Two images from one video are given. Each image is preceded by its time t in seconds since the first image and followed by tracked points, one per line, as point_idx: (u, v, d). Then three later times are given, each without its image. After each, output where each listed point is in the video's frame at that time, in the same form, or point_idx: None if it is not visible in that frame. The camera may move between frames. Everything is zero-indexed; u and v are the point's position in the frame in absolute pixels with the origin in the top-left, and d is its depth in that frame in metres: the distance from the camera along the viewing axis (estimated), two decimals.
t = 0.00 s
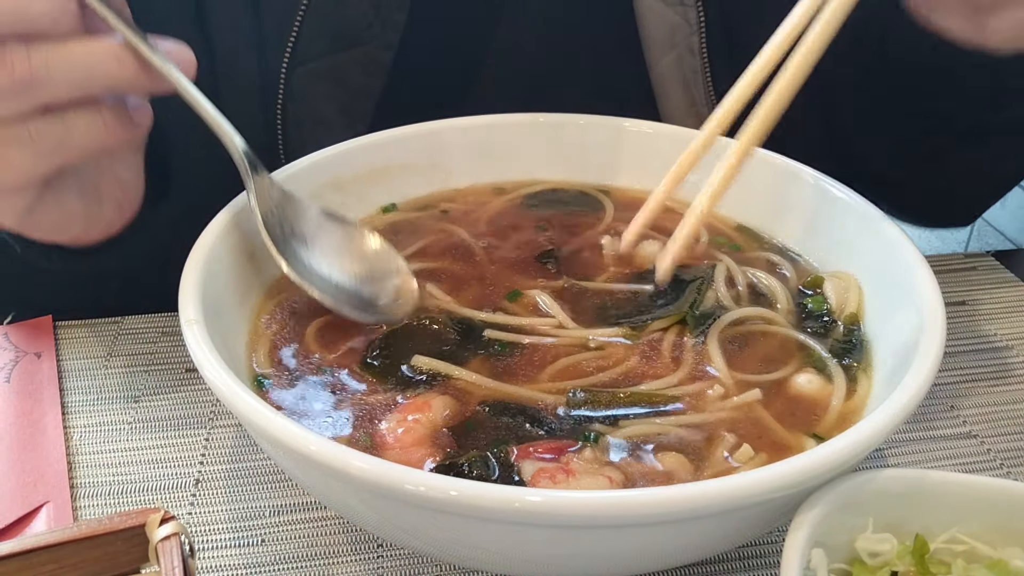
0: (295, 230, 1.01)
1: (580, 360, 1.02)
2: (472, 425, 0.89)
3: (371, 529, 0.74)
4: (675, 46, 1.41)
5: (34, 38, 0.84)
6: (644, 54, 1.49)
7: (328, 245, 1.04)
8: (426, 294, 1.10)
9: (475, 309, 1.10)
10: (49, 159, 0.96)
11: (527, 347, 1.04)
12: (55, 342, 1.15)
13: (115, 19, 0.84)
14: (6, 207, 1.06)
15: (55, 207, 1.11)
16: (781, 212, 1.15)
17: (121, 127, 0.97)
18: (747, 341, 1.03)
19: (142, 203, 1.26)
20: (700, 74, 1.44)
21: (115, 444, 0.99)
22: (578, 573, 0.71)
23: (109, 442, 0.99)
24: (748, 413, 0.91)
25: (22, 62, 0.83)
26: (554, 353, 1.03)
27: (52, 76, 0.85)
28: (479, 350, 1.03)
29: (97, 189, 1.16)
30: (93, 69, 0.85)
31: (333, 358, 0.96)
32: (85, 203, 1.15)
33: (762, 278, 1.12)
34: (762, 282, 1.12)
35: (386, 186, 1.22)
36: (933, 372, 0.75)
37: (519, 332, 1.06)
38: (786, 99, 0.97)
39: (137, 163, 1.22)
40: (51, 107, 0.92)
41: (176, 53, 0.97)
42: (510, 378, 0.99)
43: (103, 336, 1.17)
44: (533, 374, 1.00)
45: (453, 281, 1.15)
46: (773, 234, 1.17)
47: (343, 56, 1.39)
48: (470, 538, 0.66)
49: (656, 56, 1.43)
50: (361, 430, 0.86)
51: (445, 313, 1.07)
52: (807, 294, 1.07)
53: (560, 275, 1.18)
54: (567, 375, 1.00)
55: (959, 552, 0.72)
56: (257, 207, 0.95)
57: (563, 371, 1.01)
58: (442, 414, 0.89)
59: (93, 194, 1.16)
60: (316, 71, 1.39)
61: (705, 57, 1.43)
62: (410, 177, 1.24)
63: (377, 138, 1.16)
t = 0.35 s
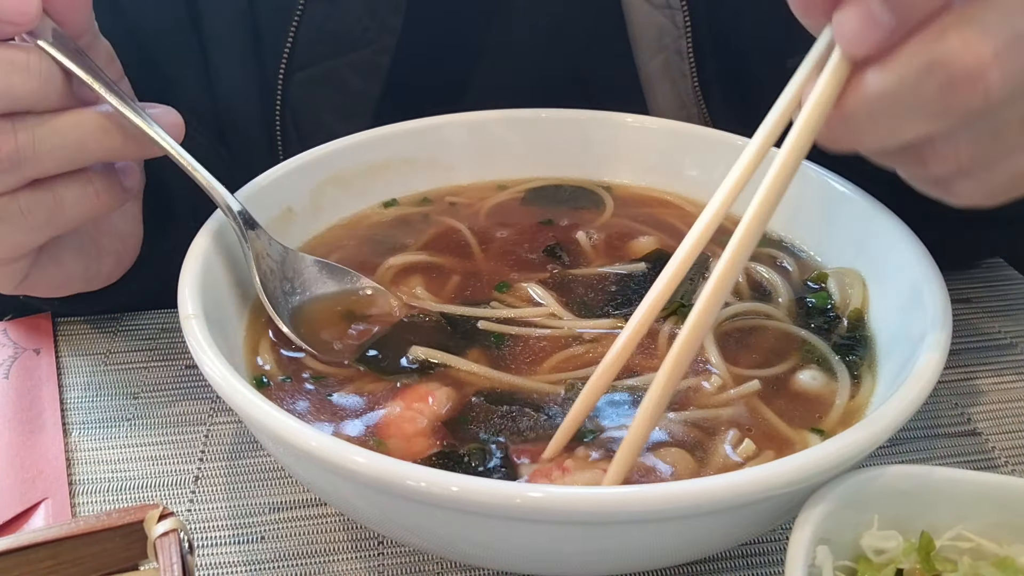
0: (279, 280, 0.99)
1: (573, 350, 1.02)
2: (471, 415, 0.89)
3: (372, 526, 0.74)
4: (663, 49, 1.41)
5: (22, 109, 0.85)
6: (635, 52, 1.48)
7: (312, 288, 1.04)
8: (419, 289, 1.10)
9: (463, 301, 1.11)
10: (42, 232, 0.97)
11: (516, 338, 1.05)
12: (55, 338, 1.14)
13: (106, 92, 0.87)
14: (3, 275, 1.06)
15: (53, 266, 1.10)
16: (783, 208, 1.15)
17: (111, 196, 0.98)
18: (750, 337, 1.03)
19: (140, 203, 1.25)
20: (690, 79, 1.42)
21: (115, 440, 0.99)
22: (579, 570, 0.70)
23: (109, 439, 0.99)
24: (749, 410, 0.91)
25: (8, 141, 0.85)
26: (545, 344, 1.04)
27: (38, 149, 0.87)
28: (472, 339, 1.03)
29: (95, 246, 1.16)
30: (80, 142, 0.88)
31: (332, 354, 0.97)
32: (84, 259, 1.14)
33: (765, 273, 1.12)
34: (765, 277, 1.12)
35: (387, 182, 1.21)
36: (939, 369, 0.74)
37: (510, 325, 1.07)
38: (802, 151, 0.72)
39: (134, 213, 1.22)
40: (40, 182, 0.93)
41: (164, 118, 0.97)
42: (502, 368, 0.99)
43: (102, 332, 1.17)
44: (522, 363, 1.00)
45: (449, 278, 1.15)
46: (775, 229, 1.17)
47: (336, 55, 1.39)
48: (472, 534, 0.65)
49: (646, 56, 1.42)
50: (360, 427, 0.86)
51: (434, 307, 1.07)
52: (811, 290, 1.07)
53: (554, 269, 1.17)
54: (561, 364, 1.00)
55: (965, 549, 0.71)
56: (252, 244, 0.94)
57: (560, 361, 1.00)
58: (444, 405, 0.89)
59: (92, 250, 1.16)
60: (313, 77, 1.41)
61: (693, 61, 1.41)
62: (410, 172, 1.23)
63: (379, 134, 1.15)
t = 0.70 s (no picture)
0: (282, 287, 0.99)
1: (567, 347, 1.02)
2: (466, 413, 0.89)
3: (373, 525, 0.74)
4: (660, 55, 1.40)
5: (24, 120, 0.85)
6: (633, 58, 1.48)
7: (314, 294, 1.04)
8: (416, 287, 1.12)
9: (457, 298, 1.12)
10: (45, 243, 0.97)
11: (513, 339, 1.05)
12: (55, 338, 1.14)
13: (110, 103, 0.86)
14: (6, 284, 1.06)
15: (55, 276, 1.10)
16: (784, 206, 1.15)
17: (113, 204, 0.99)
18: (752, 336, 1.03)
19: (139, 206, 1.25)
20: (688, 85, 1.41)
21: (116, 439, 0.99)
22: (580, 568, 0.70)
23: (110, 438, 0.99)
24: (749, 409, 0.91)
25: (13, 152, 0.85)
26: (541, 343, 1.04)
27: (42, 160, 0.87)
28: (464, 338, 1.04)
29: (96, 254, 1.17)
30: (85, 152, 0.89)
31: (330, 350, 0.97)
32: (85, 269, 1.14)
33: (767, 272, 1.12)
34: (765, 276, 1.12)
35: (388, 180, 1.21)
36: (940, 369, 0.74)
37: (506, 321, 1.08)
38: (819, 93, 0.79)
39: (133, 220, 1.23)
40: (43, 193, 0.93)
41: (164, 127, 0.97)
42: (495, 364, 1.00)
43: (103, 331, 1.17)
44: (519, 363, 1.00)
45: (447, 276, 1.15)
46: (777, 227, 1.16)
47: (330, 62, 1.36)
48: (472, 533, 0.65)
49: (643, 63, 1.42)
50: (360, 425, 0.86)
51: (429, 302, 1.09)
52: (812, 289, 1.07)
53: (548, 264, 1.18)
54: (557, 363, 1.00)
55: (966, 548, 0.71)
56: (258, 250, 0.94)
57: (556, 359, 1.01)
58: (434, 398, 0.90)
59: (94, 259, 1.16)
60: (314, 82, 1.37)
61: (691, 67, 1.40)
62: (411, 170, 1.23)
63: (379, 133, 1.15)
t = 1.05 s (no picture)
0: (279, 288, 1.00)
1: (568, 348, 1.03)
2: (468, 415, 0.89)
3: (376, 527, 0.74)
4: (666, 72, 1.45)
5: (30, 131, 0.86)
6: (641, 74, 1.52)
7: (310, 297, 1.04)
8: (418, 285, 1.12)
9: (457, 296, 1.13)
10: (49, 253, 0.97)
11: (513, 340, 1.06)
12: (57, 339, 1.14)
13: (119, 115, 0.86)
14: (10, 294, 1.06)
15: (62, 284, 1.11)
16: (785, 208, 1.15)
17: (117, 214, 0.99)
18: (752, 337, 1.03)
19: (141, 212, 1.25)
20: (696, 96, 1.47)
21: (118, 441, 0.99)
22: (581, 570, 0.70)
23: (112, 439, 0.99)
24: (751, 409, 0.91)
25: (20, 164, 0.86)
26: (541, 344, 1.05)
27: (51, 172, 0.88)
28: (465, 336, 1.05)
29: (100, 261, 1.18)
30: (91, 164, 0.89)
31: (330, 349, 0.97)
32: (90, 275, 1.16)
33: (768, 273, 1.12)
34: (766, 277, 1.12)
35: (390, 182, 1.21)
36: (941, 370, 0.75)
37: (506, 321, 1.08)
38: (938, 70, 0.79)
39: (137, 228, 1.25)
40: (48, 204, 0.93)
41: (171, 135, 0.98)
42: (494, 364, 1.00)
43: (106, 332, 1.17)
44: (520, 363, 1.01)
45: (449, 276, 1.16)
46: (778, 230, 1.17)
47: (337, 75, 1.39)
48: (476, 534, 0.66)
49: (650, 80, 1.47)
50: (364, 426, 0.86)
51: (429, 299, 1.09)
52: (812, 290, 1.07)
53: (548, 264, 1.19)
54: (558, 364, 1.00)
55: (966, 550, 0.72)
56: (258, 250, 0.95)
57: (557, 359, 1.01)
58: (438, 399, 0.90)
59: (97, 266, 1.17)
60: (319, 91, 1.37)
61: (696, 84, 1.47)
62: (413, 172, 1.23)
63: (382, 135, 1.15)
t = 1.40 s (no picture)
0: (275, 289, 0.99)
1: (566, 349, 1.03)
2: (467, 415, 0.89)
3: (375, 527, 0.74)
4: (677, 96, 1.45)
5: (24, 139, 0.86)
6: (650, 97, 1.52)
7: (308, 297, 1.04)
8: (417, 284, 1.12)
9: (459, 293, 1.12)
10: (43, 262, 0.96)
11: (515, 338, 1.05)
12: (57, 340, 1.14)
13: (115, 124, 0.86)
14: (4, 302, 1.06)
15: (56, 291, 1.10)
16: (784, 208, 1.15)
17: (107, 223, 1.00)
18: (751, 338, 1.03)
19: (138, 215, 1.25)
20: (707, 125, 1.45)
21: (117, 441, 0.99)
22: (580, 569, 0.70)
23: (111, 440, 0.99)
24: (750, 409, 0.91)
25: (12, 173, 0.86)
26: (543, 343, 1.05)
27: (42, 180, 0.88)
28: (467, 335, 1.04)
29: (95, 267, 1.17)
30: (83, 174, 0.90)
31: (328, 349, 0.97)
32: (85, 282, 1.14)
33: (767, 272, 1.12)
34: (765, 277, 1.12)
35: (389, 182, 1.21)
36: (940, 371, 0.75)
37: (508, 321, 1.08)
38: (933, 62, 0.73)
39: (130, 232, 1.24)
40: (40, 213, 0.93)
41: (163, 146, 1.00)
42: (495, 362, 1.00)
43: (104, 332, 1.17)
44: (521, 362, 1.01)
45: (448, 275, 1.15)
46: (777, 230, 1.17)
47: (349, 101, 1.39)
48: (474, 534, 0.66)
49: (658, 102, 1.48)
50: (363, 426, 0.86)
51: (430, 298, 1.09)
52: (811, 290, 1.07)
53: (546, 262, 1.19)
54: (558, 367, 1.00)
55: (965, 550, 0.72)
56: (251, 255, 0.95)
57: (556, 360, 1.01)
58: (438, 399, 0.89)
59: (93, 271, 1.17)
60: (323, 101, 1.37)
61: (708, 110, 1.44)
62: (411, 172, 1.23)
63: (380, 135, 1.15)
